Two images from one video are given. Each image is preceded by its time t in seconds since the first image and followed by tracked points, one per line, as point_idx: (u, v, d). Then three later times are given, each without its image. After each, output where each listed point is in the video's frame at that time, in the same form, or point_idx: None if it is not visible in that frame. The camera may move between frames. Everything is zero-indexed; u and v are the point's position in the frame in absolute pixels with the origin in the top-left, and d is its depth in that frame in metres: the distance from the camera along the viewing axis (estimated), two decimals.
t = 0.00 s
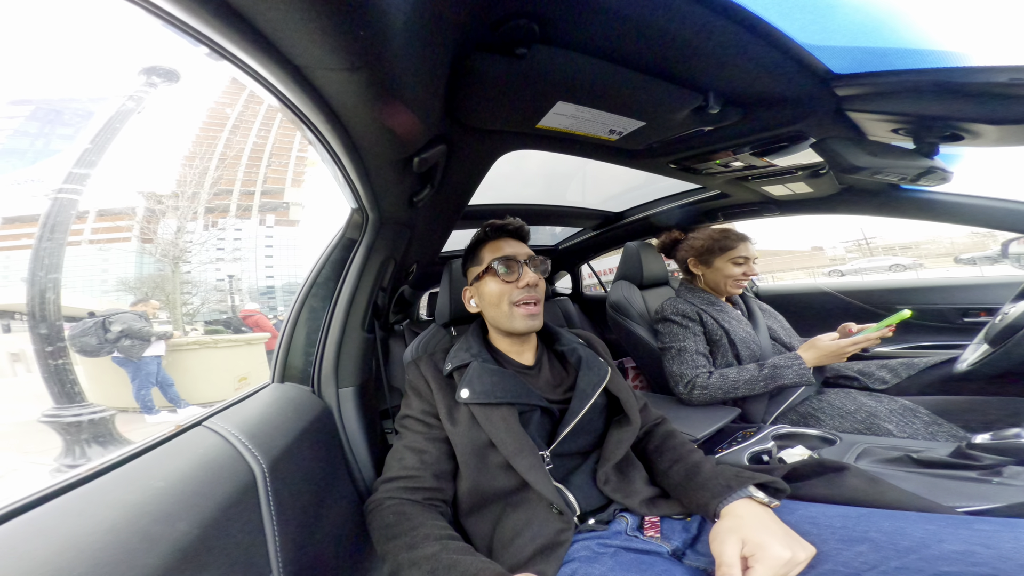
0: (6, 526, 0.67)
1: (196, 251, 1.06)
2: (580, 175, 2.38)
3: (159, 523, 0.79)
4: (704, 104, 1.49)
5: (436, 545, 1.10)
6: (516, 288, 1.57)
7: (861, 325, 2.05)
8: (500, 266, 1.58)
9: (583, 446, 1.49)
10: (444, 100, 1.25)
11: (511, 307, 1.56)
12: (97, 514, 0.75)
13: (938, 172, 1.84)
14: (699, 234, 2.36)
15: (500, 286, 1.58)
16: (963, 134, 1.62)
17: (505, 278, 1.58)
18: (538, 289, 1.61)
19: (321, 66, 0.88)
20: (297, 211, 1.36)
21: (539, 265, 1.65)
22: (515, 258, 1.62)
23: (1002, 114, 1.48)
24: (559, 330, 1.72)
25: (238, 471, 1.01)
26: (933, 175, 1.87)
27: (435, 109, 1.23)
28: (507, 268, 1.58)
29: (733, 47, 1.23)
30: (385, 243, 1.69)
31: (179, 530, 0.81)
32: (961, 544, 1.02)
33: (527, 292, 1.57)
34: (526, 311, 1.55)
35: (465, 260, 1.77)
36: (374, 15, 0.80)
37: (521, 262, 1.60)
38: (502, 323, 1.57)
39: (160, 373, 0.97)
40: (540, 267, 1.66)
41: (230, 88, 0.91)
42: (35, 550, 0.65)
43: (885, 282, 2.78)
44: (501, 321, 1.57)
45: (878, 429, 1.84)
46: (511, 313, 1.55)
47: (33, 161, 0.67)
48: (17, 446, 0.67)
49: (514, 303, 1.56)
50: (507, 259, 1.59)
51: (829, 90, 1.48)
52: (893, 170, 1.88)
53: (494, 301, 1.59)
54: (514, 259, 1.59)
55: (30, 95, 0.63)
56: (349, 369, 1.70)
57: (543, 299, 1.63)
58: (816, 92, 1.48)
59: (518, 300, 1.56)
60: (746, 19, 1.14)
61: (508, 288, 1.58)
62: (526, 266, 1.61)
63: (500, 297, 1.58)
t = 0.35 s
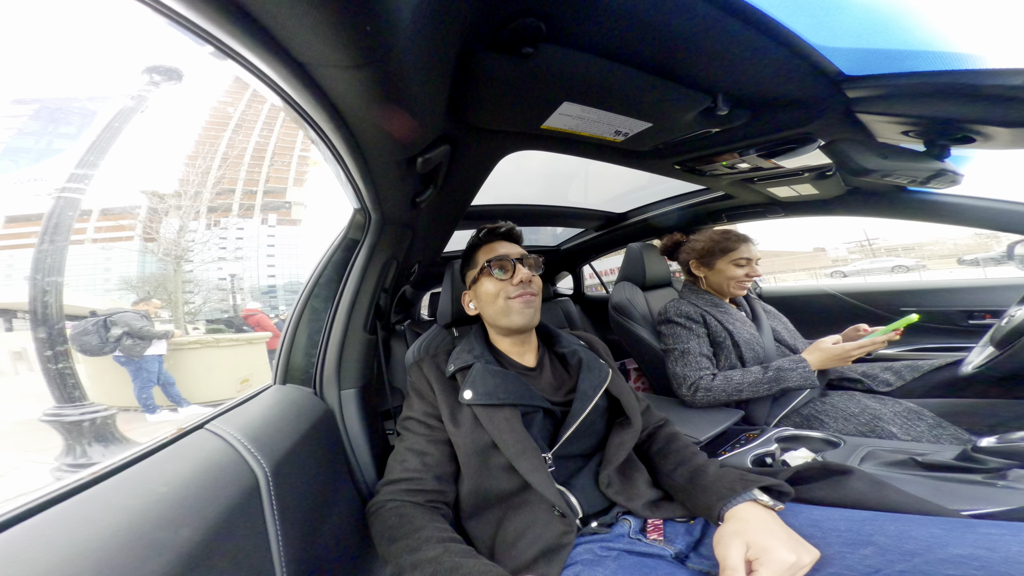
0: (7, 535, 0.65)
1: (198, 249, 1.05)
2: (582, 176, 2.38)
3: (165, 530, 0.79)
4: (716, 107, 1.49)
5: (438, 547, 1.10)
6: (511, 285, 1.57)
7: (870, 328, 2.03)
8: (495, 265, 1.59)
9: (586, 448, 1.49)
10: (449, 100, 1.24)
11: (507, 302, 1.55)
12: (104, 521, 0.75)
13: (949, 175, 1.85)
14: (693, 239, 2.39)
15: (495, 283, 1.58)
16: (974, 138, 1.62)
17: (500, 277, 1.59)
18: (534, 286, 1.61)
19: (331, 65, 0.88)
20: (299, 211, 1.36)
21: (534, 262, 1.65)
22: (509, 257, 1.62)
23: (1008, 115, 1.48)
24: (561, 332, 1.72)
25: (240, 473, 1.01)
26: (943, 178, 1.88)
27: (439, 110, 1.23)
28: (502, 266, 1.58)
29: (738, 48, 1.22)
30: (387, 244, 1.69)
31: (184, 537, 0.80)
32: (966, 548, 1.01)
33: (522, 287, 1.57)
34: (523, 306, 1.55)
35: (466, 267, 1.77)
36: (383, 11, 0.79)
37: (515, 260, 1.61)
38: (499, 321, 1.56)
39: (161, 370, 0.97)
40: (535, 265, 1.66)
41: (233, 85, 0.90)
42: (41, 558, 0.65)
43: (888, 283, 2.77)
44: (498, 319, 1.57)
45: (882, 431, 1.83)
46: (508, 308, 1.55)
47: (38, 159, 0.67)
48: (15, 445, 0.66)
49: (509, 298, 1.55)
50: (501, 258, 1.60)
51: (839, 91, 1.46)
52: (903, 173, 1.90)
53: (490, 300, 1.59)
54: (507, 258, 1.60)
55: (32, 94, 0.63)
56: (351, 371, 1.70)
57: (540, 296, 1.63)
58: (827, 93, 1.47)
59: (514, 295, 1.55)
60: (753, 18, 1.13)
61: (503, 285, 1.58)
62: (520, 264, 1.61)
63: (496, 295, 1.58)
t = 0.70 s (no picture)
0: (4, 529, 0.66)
1: (199, 249, 1.06)
2: (583, 177, 2.39)
3: (161, 521, 0.80)
4: (714, 107, 1.49)
5: (436, 545, 1.10)
6: (517, 292, 1.57)
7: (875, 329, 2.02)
8: (501, 270, 1.57)
9: (585, 448, 1.49)
10: (450, 100, 1.25)
11: (514, 311, 1.55)
12: (103, 516, 0.75)
13: (947, 175, 1.86)
14: (687, 242, 2.46)
15: (501, 289, 1.57)
16: (972, 138, 1.62)
17: (505, 281, 1.58)
18: (540, 292, 1.60)
19: (336, 63, 0.89)
20: (301, 210, 1.36)
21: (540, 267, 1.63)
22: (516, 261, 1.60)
23: (1007, 117, 1.48)
24: (561, 331, 1.72)
25: (241, 470, 1.02)
26: (941, 179, 1.89)
27: (440, 110, 1.23)
28: (508, 271, 1.57)
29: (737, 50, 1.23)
30: (388, 243, 1.69)
31: (181, 530, 0.81)
32: (961, 548, 1.02)
33: (528, 296, 1.56)
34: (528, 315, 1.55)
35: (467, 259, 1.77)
36: (387, 10, 0.80)
37: (522, 265, 1.59)
38: (504, 328, 1.57)
39: (161, 369, 0.97)
40: (542, 269, 1.64)
41: (238, 84, 0.91)
42: (38, 550, 0.65)
43: (889, 285, 2.77)
44: (502, 324, 1.57)
45: (881, 432, 1.83)
46: (514, 317, 1.55)
47: (40, 158, 0.68)
48: (15, 445, 0.67)
49: (516, 307, 1.55)
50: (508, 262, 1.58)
51: (836, 91, 1.47)
52: (901, 173, 1.92)
53: (495, 305, 1.58)
54: (514, 262, 1.58)
55: (36, 93, 0.63)
56: (352, 369, 1.70)
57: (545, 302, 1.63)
58: (822, 92, 1.47)
59: (519, 304, 1.55)
60: (750, 20, 1.14)
61: (509, 292, 1.57)
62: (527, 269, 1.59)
63: (501, 301, 1.57)
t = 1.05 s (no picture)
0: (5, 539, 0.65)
1: (200, 249, 1.05)
2: (583, 178, 2.39)
3: (170, 530, 0.79)
4: (720, 110, 1.49)
5: (439, 548, 1.10)
6: (507, 290, 1.58)
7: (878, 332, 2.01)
8: (489, 270, 1.60)
9: (587, 451, 1.49)
10: (453, 103, 1.25)
11: (504, 309, 1.56)
12: (108, 523, 0.75)
13: (954, 177, 1.86)
14: (674, 248, 2.52)
15: (491, 289, 1.59)
16: (980, 142, 1.61)
17: (494, 280, 1.59)
18: (530, 289, 1.61)
19: (343, 65, 0.89)
20: (302, 210, 1.35)
21: (530, 265, 1.64)
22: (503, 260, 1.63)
23: (1010, 119, 1.48)
24: (562, 334, 1.72)
25: (244, 474, 1.01)
26: (948, 181, 1.88)
27: (443, 112, 1.23)
28: (496, 270, 1.59)
29: (741, 53, 1.23)
30: (390, 245, 1.69)
31: (189, 539, 0.81)
32: (966, 551, 1.01)
33: (518, 292, 1.57)
34: (519, 311, 1.55)
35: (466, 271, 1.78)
36: (392, 14, 0.80)
37: (509, 263, 1.61)
38: (497, 327, 1.58)
39: (161, 369, 0.97)
40: (531, 267, 1.65)
41: (239, 83, 0.91)
42: (45, 559, 0.65)
43: (890, 286, 2.77)
44: (495, 323, 1.58)
45: (884, 435, 1.83)
46: (505, 315, 1.56)
47: (43, 158, 0.68)
48: (16, 444, 0.66)
49: (506, 304, 1.56)
50: (495, 261, 1.60)
51: (847, 96, 1.47)
52: (908, 176, 1.90)
53: (488, 306, 1.60)
54: (501, 261, 1.60)
55: (42, 93, 0.64)
56: (354, 371, 1.70)
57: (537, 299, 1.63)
58: (829, 96, 1.47)
59: (509, 301, 1.56)
60: (752, 23, 1.14)
61: (499, 290, 1.58)
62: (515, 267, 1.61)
63: (493, 301, 1.59)
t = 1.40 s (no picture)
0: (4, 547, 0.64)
1: (201, 249, 1.05)
2: (585, 179, 2.40)
3: (179, 526, 0.81)
4: (722, 113, 1.50)
5: (444, 546, 1.11)
6: (501, 299, 1.58)
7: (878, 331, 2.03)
8: (484, 277, 1.60)
9: (589, 449, 1.50)
10: (460, 104, 1.26)
11: (498, 318, 1.57)
12: (122, 518, 0.77)
13: (952, 180, 1.85)
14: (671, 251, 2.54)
15: (487, 296, 1.60)
16: (978, 143, 1.63)
17: (490, 288, 1.60)
18: (527, 296, 1.60)
19: (361, 66, 0.91)
20: (303, 210, 1.36)
21: (528, 269, 1.62)
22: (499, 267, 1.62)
23: (1011, 121, 1.49)
24: (564, 334, 1.73)
25: (252, 471, 1.03)
26: (946, 184, 1.88)
27: (450, 113, 1.25)
28: (491, 278, 1.59)
29: (745, 56, 1.25)
30: (394, 245, 1.71)
31: (197, 534, 0.82)
32: (967, 548, 1.03)
33: (512, 301, 1.57)
34: (513, 321, 1.56)
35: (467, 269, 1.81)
36: (411, 17, 0.81)
37: (504, 271, 1.60)
38: (494, 333, 1.61)
39: (163, 369, 0.96)
40: (530, 271, 1.63)
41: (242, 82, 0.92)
42: (58, 557, 0.66)
43: (891, 288, 2.78)
44: (491, 329, 1.61)
45: (883, 434, 1.84)
46: (499, 323, 1.57)
47: (48, 157, 0.68)
48: (18, 444, 0.66)
49: (500, 313, 1.57)
50: (490, 269, 1.60)
51: (846, 98, 1.48)
52: (906, 178, 1.88)
53: (485, 312, 1.62)
54: (497, 269, 1.60)
55: (46, 93, 0.63)
56: (358, 370, 1.71)
57: (535, 304, 1.62)
58: (829, 100, 1.49)
59: (504, 310, 1.57)
60: (756, 27, 1.15)
61: (494, 298, 1.59)
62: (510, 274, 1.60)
63: (488, 308, 1.61)
